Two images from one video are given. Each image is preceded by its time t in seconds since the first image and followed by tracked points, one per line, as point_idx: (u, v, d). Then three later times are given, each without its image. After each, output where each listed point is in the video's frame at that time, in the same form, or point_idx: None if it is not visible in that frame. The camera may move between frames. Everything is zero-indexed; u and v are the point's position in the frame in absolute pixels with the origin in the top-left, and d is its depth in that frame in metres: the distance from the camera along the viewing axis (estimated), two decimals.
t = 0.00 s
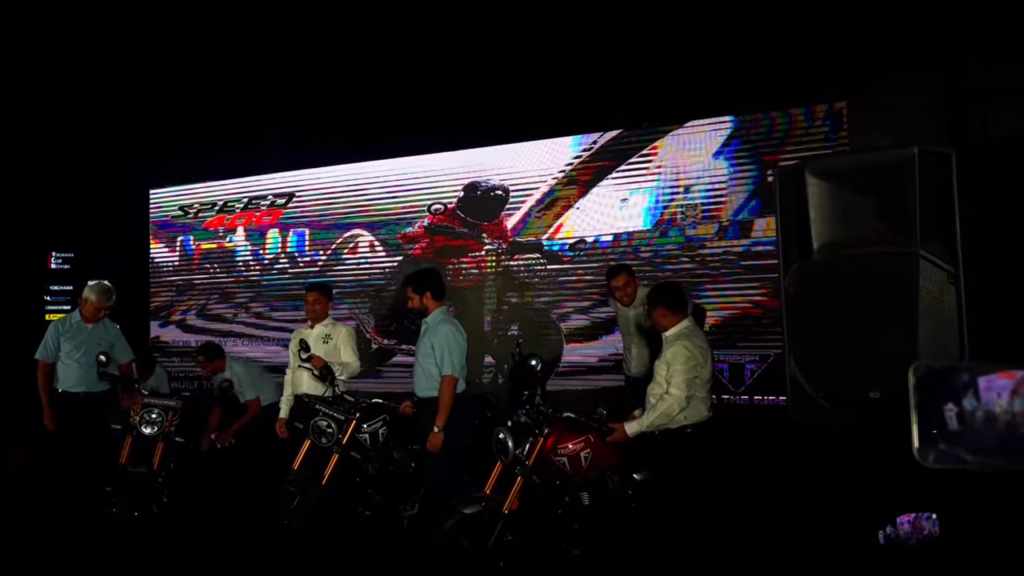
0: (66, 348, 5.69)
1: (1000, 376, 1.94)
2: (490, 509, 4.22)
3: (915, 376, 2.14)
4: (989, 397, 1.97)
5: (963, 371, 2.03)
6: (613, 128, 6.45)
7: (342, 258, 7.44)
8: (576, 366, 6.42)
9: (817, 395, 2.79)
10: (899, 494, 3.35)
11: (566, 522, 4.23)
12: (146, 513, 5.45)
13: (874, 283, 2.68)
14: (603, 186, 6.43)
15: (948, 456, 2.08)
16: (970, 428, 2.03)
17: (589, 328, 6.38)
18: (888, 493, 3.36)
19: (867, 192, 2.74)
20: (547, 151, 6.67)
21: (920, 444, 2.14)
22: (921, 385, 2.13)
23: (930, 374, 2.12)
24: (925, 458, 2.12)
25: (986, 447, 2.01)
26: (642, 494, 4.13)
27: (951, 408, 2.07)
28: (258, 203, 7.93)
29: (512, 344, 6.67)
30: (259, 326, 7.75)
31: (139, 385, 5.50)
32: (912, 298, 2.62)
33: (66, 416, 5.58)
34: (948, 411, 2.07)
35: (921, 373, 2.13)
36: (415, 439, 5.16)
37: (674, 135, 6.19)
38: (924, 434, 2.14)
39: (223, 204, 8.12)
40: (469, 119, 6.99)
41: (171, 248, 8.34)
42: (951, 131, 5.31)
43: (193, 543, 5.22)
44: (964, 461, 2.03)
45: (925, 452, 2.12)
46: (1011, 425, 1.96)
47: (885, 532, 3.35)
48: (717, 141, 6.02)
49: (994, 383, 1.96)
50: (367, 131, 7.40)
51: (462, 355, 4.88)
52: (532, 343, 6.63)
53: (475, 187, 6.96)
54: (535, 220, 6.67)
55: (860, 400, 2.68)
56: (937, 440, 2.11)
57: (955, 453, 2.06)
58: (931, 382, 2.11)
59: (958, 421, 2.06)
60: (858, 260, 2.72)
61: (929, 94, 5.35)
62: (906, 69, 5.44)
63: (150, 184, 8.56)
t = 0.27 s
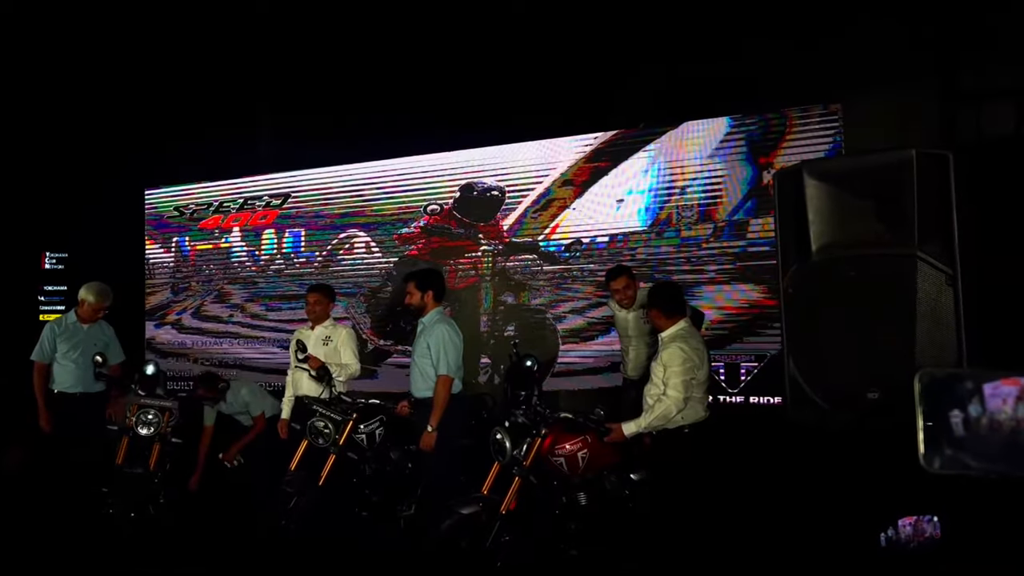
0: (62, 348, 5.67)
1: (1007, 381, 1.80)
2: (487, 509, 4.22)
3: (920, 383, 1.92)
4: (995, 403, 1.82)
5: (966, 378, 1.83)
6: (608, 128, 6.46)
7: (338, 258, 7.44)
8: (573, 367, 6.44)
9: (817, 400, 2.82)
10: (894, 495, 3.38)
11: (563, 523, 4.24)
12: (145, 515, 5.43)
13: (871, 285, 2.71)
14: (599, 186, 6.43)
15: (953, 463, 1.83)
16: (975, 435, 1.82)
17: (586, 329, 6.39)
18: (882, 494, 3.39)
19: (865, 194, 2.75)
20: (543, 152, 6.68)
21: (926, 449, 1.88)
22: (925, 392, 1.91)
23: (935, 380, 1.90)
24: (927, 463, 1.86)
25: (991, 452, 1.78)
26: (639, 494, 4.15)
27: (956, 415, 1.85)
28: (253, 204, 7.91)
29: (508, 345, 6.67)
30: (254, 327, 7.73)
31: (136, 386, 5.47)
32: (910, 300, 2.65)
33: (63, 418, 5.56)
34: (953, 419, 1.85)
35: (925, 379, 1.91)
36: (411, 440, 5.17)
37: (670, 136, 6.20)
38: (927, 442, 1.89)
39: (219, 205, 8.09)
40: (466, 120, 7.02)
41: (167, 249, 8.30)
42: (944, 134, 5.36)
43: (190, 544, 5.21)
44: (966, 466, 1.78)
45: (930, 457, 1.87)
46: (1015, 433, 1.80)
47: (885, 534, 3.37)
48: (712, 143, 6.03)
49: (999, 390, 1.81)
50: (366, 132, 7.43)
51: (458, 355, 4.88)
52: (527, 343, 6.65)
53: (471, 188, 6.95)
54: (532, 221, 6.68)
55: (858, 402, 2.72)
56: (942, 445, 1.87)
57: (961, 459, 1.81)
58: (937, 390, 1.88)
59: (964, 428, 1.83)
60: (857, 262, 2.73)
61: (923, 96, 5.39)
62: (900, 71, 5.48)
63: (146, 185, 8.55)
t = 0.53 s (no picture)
0: (60, 348, 5.67)
1: (1009, 375, 1.78)
2: (486, 509, 4.23)
3: (920, 375, 1.94)
4: (997, 397, 1.80)
5: (968, 370, 1.85)
6: (607, 128, 6.46)
7: (336, 258, 7.43)
8: (571, 367, 6.44)
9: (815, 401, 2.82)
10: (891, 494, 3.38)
11: (561, 522, 4.25)
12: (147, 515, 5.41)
13: (869, 285, 2.72)
14: (598, 185, 6.43)
15: (956, 455, 1.81)
16: (977, 428, 1.80)
17: (585, 329, 6.41)
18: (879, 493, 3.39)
19: (864, 197, 2.76)
20: (540, 151, 6.68)
21: (927, 441, 1.87)
22: (926, 385, 1.93)
23: (938, 374, 1.91)
24: (930, 454, 1.85)
25: (991, 445, 1.77)
26: (637, 493, 4.18)
27: (958, 407, 1.85)
28: (251, 204, 7.86)
29: (506, 345, 6.67)
30: (252, 326, 7.73)
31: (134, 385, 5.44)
32: (907, 301, 2.67)
33: (62, 417, 5.57)
34: (956, 411, 1.85)
35: (927, 372, 1.94)
36: (409, 439, 5.19)
37: (667, 135, 6.20)
38: (928, 434, 1.87)
39: (217, 205, 8.01)
40: (465, 121, 7.05)
41: (164, 249, 8.21)
42: (941, 132, 5.37)
43: (187, 544, 5.20)
44: (970, 459, 1.77)
45: (932, 448, 1.85)
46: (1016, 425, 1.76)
47: (886, 533, 3.40)
48: (710, 143, 6.02)
49: (1001, 383, 1.79)
50: (365, 131, 7.45)
51: (456, 355, 4.89)
52: (525, 343, 6.65)
53: (469, 187, 6.94)
54: (530, 220, 6.69)
55: (855, 400, 2.74)
56: (945, 437, 1.84)
57: (963, 451, 1.80)
58: (940, 382, 1.90)
59: (967, 421, 1.82)
60: (855, 262, 2.75)
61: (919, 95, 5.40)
62: (897, 71, 5.50)
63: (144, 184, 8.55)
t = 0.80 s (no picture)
0: (57, 348, 5.68)
1: (994, 369, 1.55)
2: (483, 508, 4.24)
3: (903, 370, 1.66)
4: (980, 389, 1.56)
5: (950, 363, 1.60)
6: (605, 128, 6.47)
7: (334, 258, 7.43)
8: (570, 366, 6.46)
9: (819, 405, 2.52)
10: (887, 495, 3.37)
11: (558, 521, 4.28)
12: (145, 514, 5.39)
13: (863, 283, 2.46)
14: (597, 185, 6.42)
15: (941, 451, 1.59)
16: (961, 422, 1.58)
17: (583, 329, 6.43)
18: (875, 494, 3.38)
19: (857, 193, 2.49)
20: (538, 151, 6.67)
21: (912, 438, 1.64)
22: (909, 379, 1.65)
23: (921, 367, 1.64)
24: (915, 453, 1.63)
25: (977, 441, 1.56)
26: (634, 492, 4.21)
27: (941, 399, 1.61)
28: (250, 203, 7.83)
29: (504, 344, 6.67)
30: (251, 326, 7.73)
31: (131, 384, 5.42)
32: (902, 300, 2.41)
33: (60, 417, 5.56)
34: (939, 406, 1.61)
35: (910, 366, 1.65)
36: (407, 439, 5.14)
37: (665, 134, 6.20)
38: (912, 433, 1.64)
39: (216, 204, 7.99)
40: (467, 121, 7.11)
41: (163, 247, 8.20)
42: (938, 133, 5.38)
43: (185, 544, 5.21)
44: (955, 455, 1.58)
45: (917, 446, 1.63)
46: (1000, 424, 1.54)
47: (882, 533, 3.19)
48: (707, 142, 6.02)
49: (983, 378, 1.56)
50: (366, 132, 7.49)
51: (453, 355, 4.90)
52: (523, 343, 6.65)
53: (467, 186, 6.93)
54: (528, 220, 6.69)
55: (851, 399, 2.46)
56: (928, 431, 1.62)
57: (948, 446, 1.59)
58: (923, 375, 1.64)
59: (954, 413, 1.59)
60: (849, 259, 2.49)
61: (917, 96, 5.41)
62: (895, 71, 5.50)
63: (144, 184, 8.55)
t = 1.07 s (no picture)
0: (56, 346, 5.70)
1: None
2: (482, 507, 4.22)
3: (956, 308, 2.28)
4: None
5: (999, 309, 2.17)
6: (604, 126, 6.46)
7: (335, 258, 7.43)
8: (569, 366, 6.44)
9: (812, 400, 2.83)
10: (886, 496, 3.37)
11: (557, 521, 4.25)
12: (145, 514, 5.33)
13: (858, 282, 2.72)
14: (596, 184, 6.42)
15: (984, 388, 2.21)
16: (1005, 362, 2.16)
17: (582, 328, 6.42)
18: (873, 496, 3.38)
19: (852, 190, 2.78)
20: (538, 149, 6.65)
21: (958, 374, 2.29)
22: (962, 320, 2.27)
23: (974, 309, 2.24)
24: (959, 389, 2.28)
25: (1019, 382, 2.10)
26: (632, 491, 4.19)
27: (989, 340, 2.20)
28: (249, 202, 7.82)
29: (504, 343, 6.66)
30: (251, 325, 7.73)
31: (131, 382, 5.31)
32: (897, 297, 2.65)
33: (59, 416, 5.58)
34: (988, 346, 2.20)
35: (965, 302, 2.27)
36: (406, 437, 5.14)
37: (666, 133, 6.18)
38: (962, 366, 2.28)
39: (216, 203, 7.99)
40: (464, 120, 7.09)
41: (164, 246, 8.20)
42: (940, 131, 5.36)
43: (187, 545, 5.22)
44: (997, 394, 2.17)
45: (961, 383, 2.28)
46: None
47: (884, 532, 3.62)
48: (706, 141, 6.03)
49: None
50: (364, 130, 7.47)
51: (452, 353, 4.91)
52: (524, 341, 6.64)
53: (467, 185, 6.93)
54: (527, 219, 6.68)
55: (845, 397, 2.74)
56: (974, 372, 2.25)
57: (990, 385, 2.20)
58: (975, 317, 2.23)
59: (999, 355, 2.18)
60: (845, 257, 2.75)
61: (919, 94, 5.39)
62: (896, 69, 5.48)
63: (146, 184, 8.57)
